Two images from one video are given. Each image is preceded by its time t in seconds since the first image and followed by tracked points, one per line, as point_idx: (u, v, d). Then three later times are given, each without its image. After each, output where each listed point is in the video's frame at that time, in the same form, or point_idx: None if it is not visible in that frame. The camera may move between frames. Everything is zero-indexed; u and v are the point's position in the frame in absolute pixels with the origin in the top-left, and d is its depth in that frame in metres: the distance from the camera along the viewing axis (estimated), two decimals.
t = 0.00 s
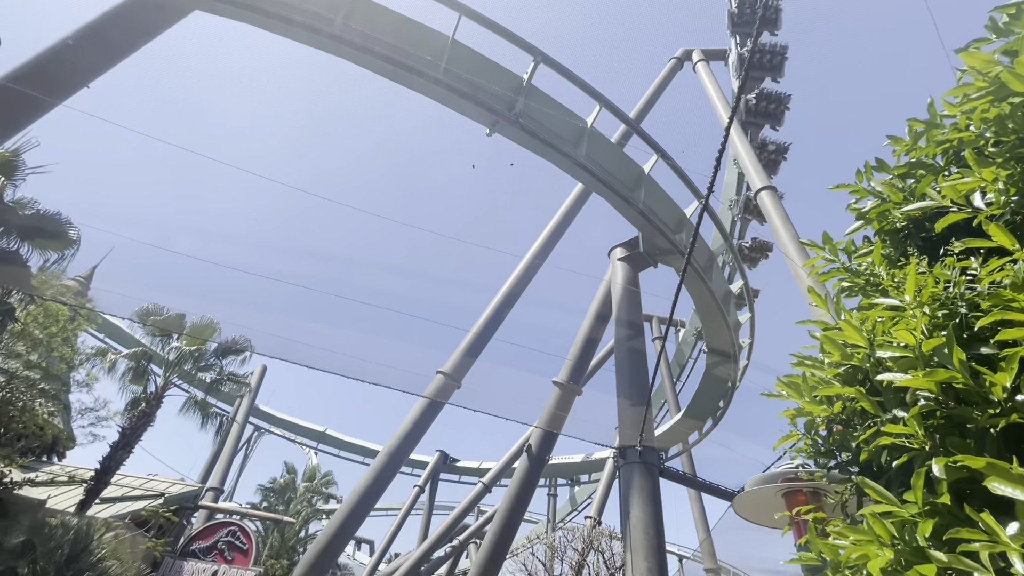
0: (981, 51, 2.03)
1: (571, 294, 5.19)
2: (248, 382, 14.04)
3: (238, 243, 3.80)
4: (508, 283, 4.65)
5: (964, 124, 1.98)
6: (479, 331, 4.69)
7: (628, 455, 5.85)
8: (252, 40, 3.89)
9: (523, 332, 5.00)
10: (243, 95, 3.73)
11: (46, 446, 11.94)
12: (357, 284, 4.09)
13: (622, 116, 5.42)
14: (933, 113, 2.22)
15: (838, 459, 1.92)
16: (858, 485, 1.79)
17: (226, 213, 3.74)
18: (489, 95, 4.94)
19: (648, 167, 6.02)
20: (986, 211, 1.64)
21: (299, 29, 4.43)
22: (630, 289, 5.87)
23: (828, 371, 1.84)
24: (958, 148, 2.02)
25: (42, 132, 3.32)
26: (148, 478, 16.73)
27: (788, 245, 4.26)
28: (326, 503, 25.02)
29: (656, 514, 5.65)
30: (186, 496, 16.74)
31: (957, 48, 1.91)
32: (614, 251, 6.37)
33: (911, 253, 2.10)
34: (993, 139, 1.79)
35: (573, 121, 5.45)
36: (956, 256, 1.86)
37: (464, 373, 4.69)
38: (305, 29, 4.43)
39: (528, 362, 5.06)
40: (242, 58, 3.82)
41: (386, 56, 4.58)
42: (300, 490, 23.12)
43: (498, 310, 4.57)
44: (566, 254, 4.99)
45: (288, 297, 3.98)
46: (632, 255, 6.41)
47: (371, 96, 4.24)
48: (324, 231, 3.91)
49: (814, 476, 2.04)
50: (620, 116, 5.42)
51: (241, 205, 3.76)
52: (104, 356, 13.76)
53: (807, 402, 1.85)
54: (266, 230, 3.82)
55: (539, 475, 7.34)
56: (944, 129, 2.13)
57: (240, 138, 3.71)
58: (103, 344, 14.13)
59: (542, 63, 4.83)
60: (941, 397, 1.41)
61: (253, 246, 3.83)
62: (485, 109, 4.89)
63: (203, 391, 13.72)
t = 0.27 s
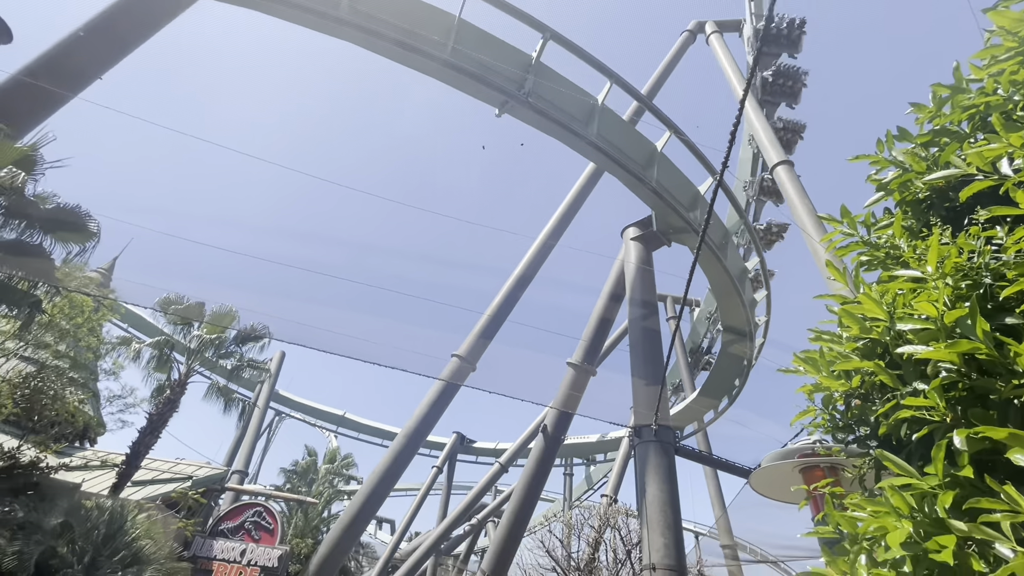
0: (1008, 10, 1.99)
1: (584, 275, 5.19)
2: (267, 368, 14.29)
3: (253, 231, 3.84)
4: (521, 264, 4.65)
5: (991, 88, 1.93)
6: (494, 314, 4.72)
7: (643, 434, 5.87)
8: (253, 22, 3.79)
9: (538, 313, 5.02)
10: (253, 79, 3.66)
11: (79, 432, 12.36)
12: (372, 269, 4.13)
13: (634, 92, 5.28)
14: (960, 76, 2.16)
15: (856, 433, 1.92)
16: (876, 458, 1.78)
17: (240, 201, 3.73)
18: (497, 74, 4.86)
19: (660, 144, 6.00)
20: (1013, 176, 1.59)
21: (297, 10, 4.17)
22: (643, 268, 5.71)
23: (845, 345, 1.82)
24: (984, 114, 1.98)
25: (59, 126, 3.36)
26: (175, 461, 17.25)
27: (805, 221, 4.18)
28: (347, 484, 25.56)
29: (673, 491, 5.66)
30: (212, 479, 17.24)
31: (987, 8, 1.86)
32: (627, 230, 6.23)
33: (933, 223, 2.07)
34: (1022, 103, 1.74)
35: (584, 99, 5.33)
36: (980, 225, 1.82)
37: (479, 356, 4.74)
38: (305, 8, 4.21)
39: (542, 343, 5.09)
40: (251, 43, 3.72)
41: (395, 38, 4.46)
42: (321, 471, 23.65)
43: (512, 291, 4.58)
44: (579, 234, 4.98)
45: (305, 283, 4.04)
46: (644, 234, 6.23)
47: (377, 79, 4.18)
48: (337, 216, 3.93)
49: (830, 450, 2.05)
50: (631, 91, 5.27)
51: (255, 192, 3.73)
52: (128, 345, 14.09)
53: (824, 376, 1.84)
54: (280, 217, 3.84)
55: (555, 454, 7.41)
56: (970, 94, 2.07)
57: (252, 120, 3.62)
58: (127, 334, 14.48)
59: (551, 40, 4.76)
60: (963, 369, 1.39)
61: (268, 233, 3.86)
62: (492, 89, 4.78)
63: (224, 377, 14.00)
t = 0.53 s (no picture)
0: None
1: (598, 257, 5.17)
2: (286, 357, 14.45)
3: (268, 220, 3.87)
4: (534, 248, 4.64)
5: (1021, 52, 1.87)
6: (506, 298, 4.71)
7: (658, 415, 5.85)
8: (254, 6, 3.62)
9: (552, 296, 5.02)
10: (262, 67, 3.57)
11: (108, 421, 12.72)
12: (386, 256, 4.15)
13: (646, 70, 5.19)
14: (986, 40, 2.09)
15: (874, 411, 1.90)
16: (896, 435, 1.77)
17: (255, 190, 3.75)
18: (507, 56, 4.79)
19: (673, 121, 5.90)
20: None
21: None
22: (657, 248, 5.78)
23: (864, 321, 1.80)
24: (1011, 81, 1.93)
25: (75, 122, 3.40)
26: (201, 448, 17.66)
27: (824, 198, 4.11)
28: (368, 468, 26.02)
29: (690, 471, 5.65)
30: (237, 464, 17.64)
31: None
32: (641, 212, 6.23)
33: (958, 195, 2.02)
34: None
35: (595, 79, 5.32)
36: (1004, 196, 1.79)
37: (493, 340, 4.77)
38: None
39: (557, 328, 5.09)
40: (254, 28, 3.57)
41: (400, 23, 4.40)
42: (342, 456, 24.09)
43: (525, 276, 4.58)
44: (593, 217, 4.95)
45: (319, 271, 4.08)
46: (658, 216, 6.22)
47: (387, 62, 4.07)
48: (349, 204, 3.92)
49: (847, 428, 2.03)
50: (643, 69, 5.18)
51: (268, 183, 3.75)
52: (151, 335, 14.38)
53: (842, 353, 1.82)
54: (290, 206, 3.82)
55: (571, 436, 7.45)
56: (998, 59, 2.01)
57: (264, 111, 3.56)
58: (150, 325, 14.75)
59: (560, 19, 4.71)
60: (987, 343, 1.37)
61: (281, 222, 3.87)
62: (501, 71, 4.75)
63: (244, 366, 14.21)
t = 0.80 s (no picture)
0: None
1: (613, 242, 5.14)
2: (304, 346, 14.64)
3: (283, 212, 3.88)
4: (548, 234, 4.64)
5: None
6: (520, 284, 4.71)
7: (674, 399, 5.75)
8: None
9: (567, 282, 5.01)
10: (270, 57, 3.57)
11: (135, 412, 13.02)
12: (400, 245, 4.16)
13: (659, 50, 5.02)
14: (1014, 9, 2.05)
15: (896, 392, 1.88)
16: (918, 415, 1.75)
17: (269, 183, 3.74)
18: (515, 40, 4.73)
19: (686, 102, 5.79)
20: None
21: None
22: (672, 232, 5.80)
23: (886, 300, 1.77)
24: None
25: (92, 120, 3.44)
26: (224, 437, 18.03)
27: (842, 177, 4.05)
28: (386, 455, 26.40)
29: (707, 454, 5.63)
30: (259, 452, 18.01)
31: None
32: (654, 195, 6.04)
33: (983, 169, 1.99)
34: None
35: (606, 61, 5.26)
36: None
37: (507, 327, 4.79)
38: None
39: (571, 313, 5.09)
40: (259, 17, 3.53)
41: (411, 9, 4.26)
42: (362, 443, 24.48)
43: (540, 263, 4.58)
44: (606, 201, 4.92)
45: (334, 261, 4.11)
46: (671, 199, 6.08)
47: (395, 50, 4.07)
48: (361, 193, 3.91)
49: (868, 409, 2.01)
50: (656, 50, 5.02)
51: (281, 175, 3.74)
52: (173, 328, 14.62)
53: (863, 333, 1.80)
54: (303, 197, 3.83)
55: (586, 421, 7.48)
56: None
57: (275, 102, 3.59)
58: (171, 318, 15.01)
59: None
60: (1015, 320, 1.35)
61: (296, 213, 3.89)
62: (511, 55, 4.67)
63: (263, 356, 14.42)
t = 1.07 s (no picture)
0: None
1: (625, 228, 5.11)
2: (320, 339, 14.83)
3: (289, 206, 3.87)
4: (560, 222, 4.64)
5: None
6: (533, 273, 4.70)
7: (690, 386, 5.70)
8: None
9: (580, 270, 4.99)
10: (275, 51, 3.54)
11: (157, 405, 13.27)
12: (411, 236, 4.16)
13: (669, 32, 4.91)
14: None
15: (916, 374, 1.85)
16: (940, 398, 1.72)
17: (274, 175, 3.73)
18: (522, 26, 4.67)
19: (699, 85, 5.66)
20: None
21: None
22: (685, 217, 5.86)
23: (906, 281, 1.74)
24: None
25: (107, 120, 3.55)
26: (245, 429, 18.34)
27: (859, 156, 3.99)
28: (403, 445, 26.68)
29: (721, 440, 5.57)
30: (279, 443, 18.31)
31: None
32: (666, 180, 6.40)
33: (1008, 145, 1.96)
34: None
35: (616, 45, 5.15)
36: None
37: (520, 317, 4.79)
38: None
39: (585, 302, 5.07)
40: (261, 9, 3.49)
41: None
42: (379, 433, 24.78)
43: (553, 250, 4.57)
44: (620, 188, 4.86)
45: (347, 254, 4.11)
46: (684, 183, 6.27)
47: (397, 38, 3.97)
48: (371, 184, 3.92)
49: (888, 393, 1.98)
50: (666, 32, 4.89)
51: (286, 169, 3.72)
52: (192, 324, 14.84)
53: (882, 316, 1.77)
54: (315, 190, 3.82)
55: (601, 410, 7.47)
56: None
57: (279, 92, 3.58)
58: (190, 313, 15.25)
59: None
60: None
61: (303, 206, 3.89)
62: (519, 42, 4.58)
63: (281, 349, 14.62)
